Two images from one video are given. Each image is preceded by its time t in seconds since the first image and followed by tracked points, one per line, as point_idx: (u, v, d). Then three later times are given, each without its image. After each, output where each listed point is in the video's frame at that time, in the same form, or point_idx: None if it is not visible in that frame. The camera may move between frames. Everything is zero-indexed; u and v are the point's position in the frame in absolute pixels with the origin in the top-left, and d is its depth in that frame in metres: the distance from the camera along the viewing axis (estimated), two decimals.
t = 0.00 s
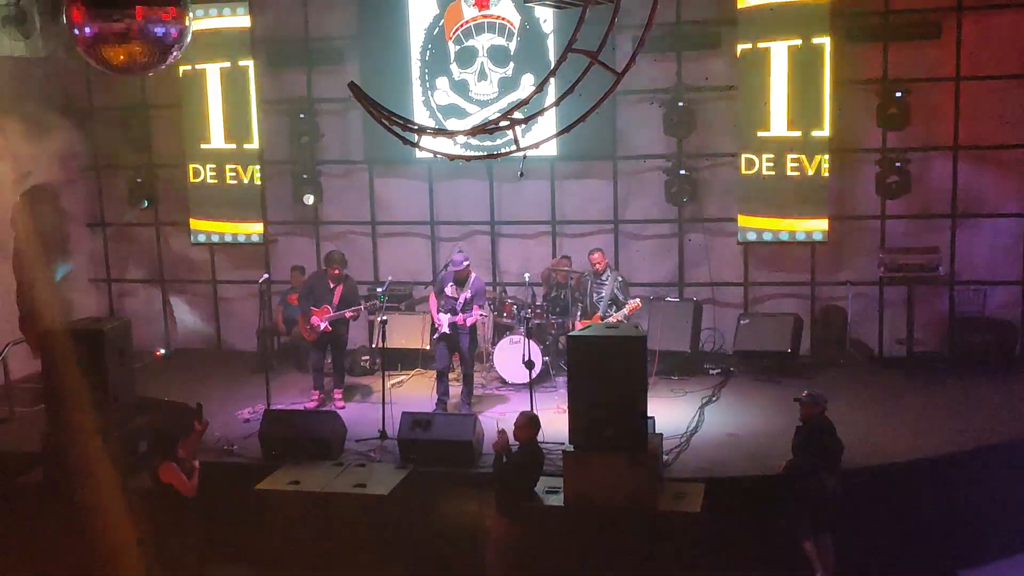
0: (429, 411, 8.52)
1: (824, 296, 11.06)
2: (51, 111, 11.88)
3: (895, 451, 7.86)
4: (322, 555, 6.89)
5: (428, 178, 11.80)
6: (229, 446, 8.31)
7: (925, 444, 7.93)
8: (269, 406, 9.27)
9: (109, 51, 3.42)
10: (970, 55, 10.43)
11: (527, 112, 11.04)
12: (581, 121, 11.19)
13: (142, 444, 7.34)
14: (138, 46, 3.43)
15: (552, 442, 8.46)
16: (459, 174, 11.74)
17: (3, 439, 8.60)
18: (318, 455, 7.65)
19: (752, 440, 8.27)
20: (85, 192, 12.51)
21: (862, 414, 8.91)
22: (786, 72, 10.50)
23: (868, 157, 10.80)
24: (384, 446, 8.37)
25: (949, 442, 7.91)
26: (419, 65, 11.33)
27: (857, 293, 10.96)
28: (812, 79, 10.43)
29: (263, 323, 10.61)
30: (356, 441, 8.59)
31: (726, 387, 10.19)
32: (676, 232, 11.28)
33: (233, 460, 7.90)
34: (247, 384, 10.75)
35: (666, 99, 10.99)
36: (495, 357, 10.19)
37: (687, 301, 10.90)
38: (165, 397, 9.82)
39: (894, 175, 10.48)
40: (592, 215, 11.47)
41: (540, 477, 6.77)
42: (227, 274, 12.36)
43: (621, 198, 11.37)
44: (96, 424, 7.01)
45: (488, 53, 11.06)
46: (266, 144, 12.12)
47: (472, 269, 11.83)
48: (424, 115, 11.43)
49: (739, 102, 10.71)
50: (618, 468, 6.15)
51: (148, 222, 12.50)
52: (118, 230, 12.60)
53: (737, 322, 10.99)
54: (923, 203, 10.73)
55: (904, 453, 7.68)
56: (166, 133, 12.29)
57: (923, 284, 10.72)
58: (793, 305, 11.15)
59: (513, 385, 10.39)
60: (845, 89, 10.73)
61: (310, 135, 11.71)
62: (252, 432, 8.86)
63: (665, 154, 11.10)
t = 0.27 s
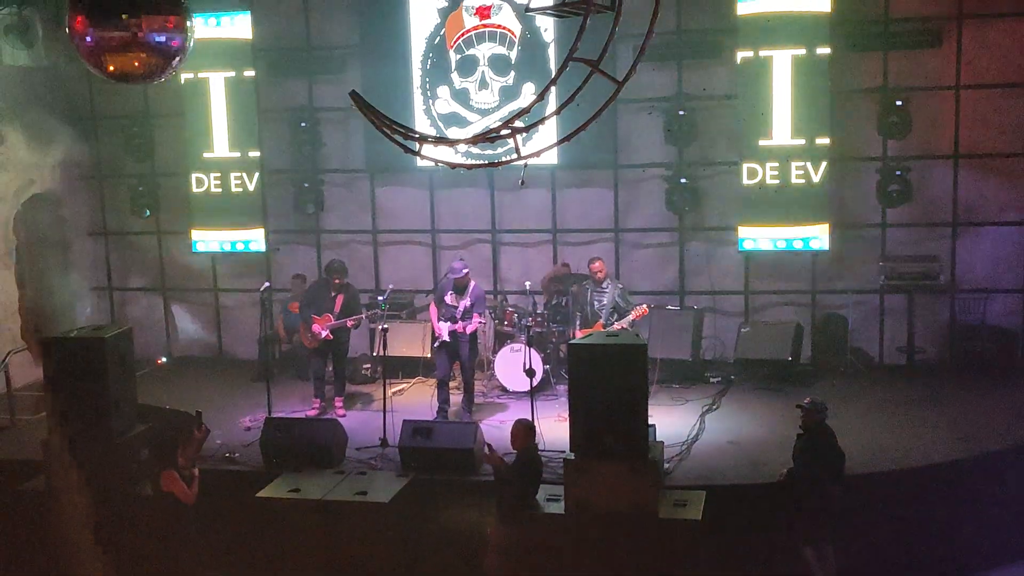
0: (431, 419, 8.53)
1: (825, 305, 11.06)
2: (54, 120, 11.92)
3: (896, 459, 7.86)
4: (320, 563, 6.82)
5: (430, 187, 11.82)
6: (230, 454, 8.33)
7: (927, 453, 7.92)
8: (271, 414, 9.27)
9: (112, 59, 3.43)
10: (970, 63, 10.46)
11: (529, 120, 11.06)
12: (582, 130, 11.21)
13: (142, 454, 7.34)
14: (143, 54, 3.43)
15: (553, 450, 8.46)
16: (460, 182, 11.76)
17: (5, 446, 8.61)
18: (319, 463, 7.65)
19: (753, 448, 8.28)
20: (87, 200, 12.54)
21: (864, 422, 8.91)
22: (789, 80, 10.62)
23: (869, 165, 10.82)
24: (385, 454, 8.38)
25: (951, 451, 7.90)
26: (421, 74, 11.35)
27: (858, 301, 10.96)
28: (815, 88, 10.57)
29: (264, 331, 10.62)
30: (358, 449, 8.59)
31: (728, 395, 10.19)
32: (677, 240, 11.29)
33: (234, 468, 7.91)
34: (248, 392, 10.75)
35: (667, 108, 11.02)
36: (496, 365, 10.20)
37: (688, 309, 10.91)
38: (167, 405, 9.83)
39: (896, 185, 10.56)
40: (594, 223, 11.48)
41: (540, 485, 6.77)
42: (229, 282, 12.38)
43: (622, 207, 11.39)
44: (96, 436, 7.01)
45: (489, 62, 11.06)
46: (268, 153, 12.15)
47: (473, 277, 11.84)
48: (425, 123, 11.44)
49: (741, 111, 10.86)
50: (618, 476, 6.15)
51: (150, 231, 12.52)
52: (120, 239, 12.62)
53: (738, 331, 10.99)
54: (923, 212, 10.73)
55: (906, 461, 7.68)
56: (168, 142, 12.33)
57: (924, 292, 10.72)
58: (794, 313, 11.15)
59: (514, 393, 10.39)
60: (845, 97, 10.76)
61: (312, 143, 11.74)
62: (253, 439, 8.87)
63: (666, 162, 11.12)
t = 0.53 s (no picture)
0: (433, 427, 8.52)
1: (827, 312, 11.05)
2: (56, 127, 11.93)
3: (898, 467, 7.85)
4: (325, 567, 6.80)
5: (431, 194, 11.83)
6: (232, 462, 8.32)
7: (929, 460, 7.92)
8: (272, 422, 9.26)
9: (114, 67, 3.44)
10: (971, 70, 10.46)
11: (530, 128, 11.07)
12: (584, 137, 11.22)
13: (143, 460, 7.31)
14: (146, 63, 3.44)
15: (555, 458, 8.46)
16: (462, 190, 11.77)
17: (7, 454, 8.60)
18: (321, 470, 7.64)
19: (755, 456, 8.26)
20: (89, 208, 12.54)
21: (866, 430, 8.90)
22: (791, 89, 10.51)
23: (871, 173, 10.82)
24: (386, 462, 8.37)
25: (953, 458, 7.90)
26: (423, 81, 11.36)
27: (860, 309, 10.95)
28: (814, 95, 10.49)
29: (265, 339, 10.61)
30: (359, 457, 8.58)
31: (730, 403, 10.17)
32: (679, 247, 11.28)
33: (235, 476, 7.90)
34: (250, 400, 10.75)
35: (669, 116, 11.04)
36: (498, 372, 10.19)
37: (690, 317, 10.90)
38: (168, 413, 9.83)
39: (898, 193, 10.54)
40: (596, 230, 11.48)
41: (541, 493, 6.77)
42: (230, 290, 12.38)
43: (624, 214, 11.39)
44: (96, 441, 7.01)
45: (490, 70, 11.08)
46: (270, 160, 12.16)
47: (475, 284, 11.84)
48: (427, 131, 11.44)
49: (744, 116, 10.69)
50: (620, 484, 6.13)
51: (152, 238, 12.53)
52: (122, 246, 12.62)
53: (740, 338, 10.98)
54: (925, 219, 10.73)
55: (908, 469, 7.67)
56: (170, 150, 12.33)
57: (926, 300, 10.72)
58: (796, 321, 11.14)
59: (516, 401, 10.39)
60: (847, 105, 10.76)
61: (313, 151, 11.75)
62: (255, 447, 8.85)
63: (668, 169, 11.12)
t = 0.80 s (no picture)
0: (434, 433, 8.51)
1: (828, 318, 11.04)
2: (58, 134, 11.95)
3: (901, 473, 7.84)
4: None
5: (433, 200, 11.83)
6: (233, 468, 8.31)
7: (931, 467, 7.90)
8: (274, 428, 9.26)
9: (115, 71, 3.73)
10: (973, 76, 10.46)
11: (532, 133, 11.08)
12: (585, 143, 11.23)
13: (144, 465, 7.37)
14: (148, 67, 3.74)
15: (557, 464, 8.44)
16: (464, 196, 11.77)
17: (8, 459, 8.60)
18: (322, 476, 7.62)
19: (757, 462, 8.25)
20: (91, 214, 12.55)
21: (868, 436, 8.89)
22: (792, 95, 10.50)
23: (872, 179, 10.81)
24: (388, 467, 8.36)
25: (955, 465, 7.88)
26: (425, 87, 11.36)
27: (862, 315, 10.94)
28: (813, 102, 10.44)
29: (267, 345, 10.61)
30: (361, 463, 8.58)
31: (732, 409, 10.16)
32: (681, 253, 11.28)
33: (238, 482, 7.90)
34: (251, 406, 10.74)
35: (671, 122, 11.06)
36: (499, 378, 10.18)
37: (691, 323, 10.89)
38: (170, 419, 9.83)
39: (900, 197, 10.58)
40: (597, 237, 11.47)
41: (541, 499, 6.74)
42: (232, 296, 12.37)
43: (626, 220, 11.38)
44: (98, 446, 7.08)
45: (492, 76, 11.06)
46: (271, 167, 12.16)
47: (476, 290, 11.82)
48: (429, 136, 11.43)
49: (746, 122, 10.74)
50: (623, 491, 6.11)
51: (154, 244, 12.54)
52: (124, 252, 12.63)
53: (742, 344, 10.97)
54: (927, 224, 10.72)
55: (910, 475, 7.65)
56: (172, 156, 12.35)
57: (929, 305, 10.70)
58: (798, 327, 11.12)
59: (518, 407, 10.37)
60: (849, 110, 10.77)
61: (315, 157, 11.76)
62: (256, 453, 8.85)
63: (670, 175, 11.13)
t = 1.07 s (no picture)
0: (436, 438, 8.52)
1: (830, 323, 11.03)
2: (60, 140, 11.96)
3: (902, 478, 7.84)
4: None
5: (434, 205, 11.83)
6: (235, 473, 8.30)
7: (932, 473, 7.89)
8: (275, 433, 9.26)
9: (120, 79, 3.74)
10: (975, 81, 10.45)
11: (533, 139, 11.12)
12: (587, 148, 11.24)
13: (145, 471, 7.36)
14: (153, 75, 3.75)
15: (558, 469, 8.44)
16: (466, 201, 11.77)
17: (10, 464, 8.61)
18: (323, 482, 7.63)
19: (759, 467, 8.25)
20: (93, 219, 12.55)
21: (870, 441, 8.88)
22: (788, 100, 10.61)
23: (874, 183, 10.81)
24: (389, 473, 8.36)
25: (956, 470, 7.87)
26: (426, 92, 11.34)
27: (863, 319, 10.93)
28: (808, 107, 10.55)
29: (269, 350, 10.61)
30: (362, 468, 8.58)
31: (734, 414, 10.16)
32: (683, 258, 11.27)
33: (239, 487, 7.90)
34: (253, 411, 10.74)
35: (672, 127, 11.06)
36: (500, 383, 10.18)
37: (693, 328, 10.89)
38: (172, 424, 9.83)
39: (902, 203, 10.60)
40: (599, 242, 11.48)
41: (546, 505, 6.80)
42: (234, 301, 12.38)
43: (627, 225, 11.38)
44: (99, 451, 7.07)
45: (494, 81, 11.09)
46: (274, 172, 12.17)
47: (478, 295, 11.82)
48: (431, 141, 11.42)
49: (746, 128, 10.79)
50: (625, 496, 6.11)
51: (156, 249, 12.54)
52: (126, 257, 12.64)
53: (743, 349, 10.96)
54: (929, 229, 10.72)
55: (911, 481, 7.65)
56: (174, 161, 12.35)
57: (931, 310, 10.69)
58: (800, 332, 11.11)
59: (519, 411, 10.37)
60: (851, 116, 10.76)
61: (317, 162, 11.76)
62: (258, 458, 8.85)
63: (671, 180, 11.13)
